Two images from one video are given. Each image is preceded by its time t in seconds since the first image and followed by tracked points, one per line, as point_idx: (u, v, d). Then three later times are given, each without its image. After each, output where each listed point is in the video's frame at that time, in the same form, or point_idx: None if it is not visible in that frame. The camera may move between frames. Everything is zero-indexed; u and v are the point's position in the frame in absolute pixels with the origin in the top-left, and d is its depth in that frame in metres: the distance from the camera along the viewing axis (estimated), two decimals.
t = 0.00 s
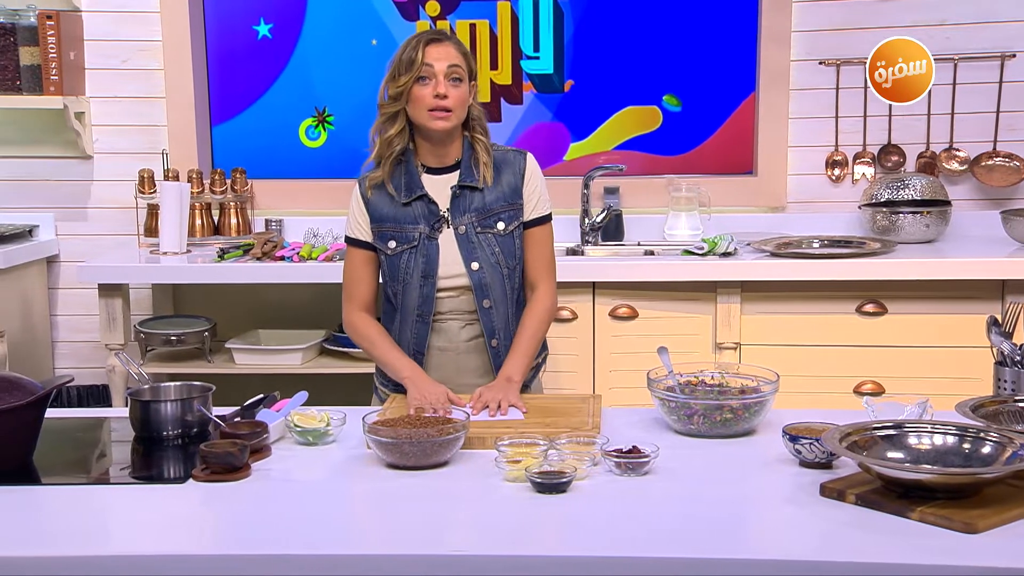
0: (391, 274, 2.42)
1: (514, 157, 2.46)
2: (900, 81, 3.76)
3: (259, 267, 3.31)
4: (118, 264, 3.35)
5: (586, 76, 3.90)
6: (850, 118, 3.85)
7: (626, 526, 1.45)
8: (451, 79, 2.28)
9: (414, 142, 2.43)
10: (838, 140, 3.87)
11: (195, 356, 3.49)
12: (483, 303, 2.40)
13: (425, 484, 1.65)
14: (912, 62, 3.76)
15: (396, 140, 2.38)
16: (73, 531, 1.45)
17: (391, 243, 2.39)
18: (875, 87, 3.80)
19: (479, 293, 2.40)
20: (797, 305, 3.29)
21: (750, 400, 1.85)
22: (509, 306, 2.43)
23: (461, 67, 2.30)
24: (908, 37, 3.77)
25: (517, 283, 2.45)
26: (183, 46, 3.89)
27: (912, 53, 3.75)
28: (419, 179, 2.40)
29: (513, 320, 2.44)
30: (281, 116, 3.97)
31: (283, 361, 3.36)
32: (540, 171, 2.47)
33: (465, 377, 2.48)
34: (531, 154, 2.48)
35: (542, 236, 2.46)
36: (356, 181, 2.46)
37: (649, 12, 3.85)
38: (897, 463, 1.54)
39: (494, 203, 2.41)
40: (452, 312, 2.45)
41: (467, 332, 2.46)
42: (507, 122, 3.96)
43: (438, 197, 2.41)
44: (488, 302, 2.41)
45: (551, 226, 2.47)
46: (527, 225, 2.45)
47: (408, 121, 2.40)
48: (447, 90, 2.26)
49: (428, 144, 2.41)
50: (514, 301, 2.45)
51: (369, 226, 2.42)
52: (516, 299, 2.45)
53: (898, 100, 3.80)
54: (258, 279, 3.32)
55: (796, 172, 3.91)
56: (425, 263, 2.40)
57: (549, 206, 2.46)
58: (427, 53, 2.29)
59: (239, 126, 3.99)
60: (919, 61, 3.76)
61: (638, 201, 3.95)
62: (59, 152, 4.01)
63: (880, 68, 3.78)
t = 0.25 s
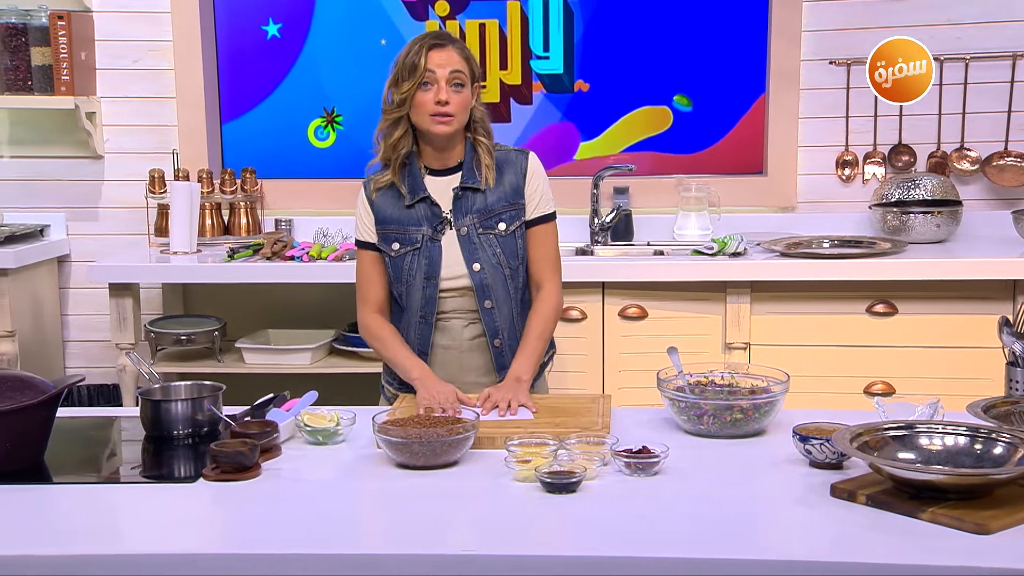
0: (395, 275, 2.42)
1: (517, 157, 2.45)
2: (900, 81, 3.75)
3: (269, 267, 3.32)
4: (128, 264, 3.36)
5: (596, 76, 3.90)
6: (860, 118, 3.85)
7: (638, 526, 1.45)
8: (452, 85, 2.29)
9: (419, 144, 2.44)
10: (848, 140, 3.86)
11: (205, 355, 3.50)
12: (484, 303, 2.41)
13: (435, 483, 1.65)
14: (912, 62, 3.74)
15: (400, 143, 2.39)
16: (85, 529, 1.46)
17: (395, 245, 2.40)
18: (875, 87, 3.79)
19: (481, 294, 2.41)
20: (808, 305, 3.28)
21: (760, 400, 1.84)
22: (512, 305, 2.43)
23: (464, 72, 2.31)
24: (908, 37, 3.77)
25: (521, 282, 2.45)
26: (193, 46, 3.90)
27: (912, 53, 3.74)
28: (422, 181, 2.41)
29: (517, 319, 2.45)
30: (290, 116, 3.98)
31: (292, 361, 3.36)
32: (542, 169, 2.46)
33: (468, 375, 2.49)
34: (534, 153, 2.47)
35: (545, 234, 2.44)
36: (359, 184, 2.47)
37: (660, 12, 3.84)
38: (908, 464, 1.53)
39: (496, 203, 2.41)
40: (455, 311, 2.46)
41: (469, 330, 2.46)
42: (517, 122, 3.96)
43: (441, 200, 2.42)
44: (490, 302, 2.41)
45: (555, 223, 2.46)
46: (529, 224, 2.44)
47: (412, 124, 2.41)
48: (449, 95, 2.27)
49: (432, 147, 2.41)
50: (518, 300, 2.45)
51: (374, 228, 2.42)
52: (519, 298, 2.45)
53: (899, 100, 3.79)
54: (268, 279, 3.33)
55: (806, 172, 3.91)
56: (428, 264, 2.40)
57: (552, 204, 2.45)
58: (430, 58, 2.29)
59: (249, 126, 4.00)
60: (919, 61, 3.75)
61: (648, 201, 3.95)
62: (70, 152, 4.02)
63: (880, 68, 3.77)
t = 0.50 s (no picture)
0: (403, 274, 2.43)
1: (526, 158, 2.45)
2: (901, 80, 3.75)
3: (277, 266, 3.32)
4: (138, 264, 3.37)
5: (605, 76, 3.90)
6: (869, 118, 3.84)
7: (648, 526, 1.44)
8: (461, 83, 2.28)
9: (429, 144, 2.44)
10: (858, 140, 3.85)
11: (214, 355, 3.51)
12: (490, 303, 2.42)
13: (444, 483, 1.65)
14: (912, 63, 3.74)
15: (408, 142, 2.39)
16: (96, 528, 1.46)
17: (404, 244, 2.41)
18: (875, 87, 3.79)
19: (487, 293, 2.42)
20: (818, 305, 3.27)
21: (769, 400, 1.84)
22: (518, 305, 2.44)
23: (473, 70, 2.30)
24: (908, 37, 3.76)
25: (528, 282, 2.46)
26: (203, 46, 3.91)
27: (913, 53, 3.74)
28: (432, 180, 2.41)
29: (524, 319, 2.46)
30: (298, 116, 3.99)
31: (301, 361, 3.37)
32: (551, 170, 2.45)
33: (474, 374, 2.50)
34: (543, 155, 2.46)
35: (555, 235, 2.43)
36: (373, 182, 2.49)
37: (672, 12, 3.84)
38: (918, 465, 1.53)
39: (504, 204, 2.40)
40: (462, 310, 2.47)
41: (475, 330, 2.48)
42: (525, 122, 3.96)
43: (450, 199, 2.42)
44: (496, 302, 2.42)
45: (564, 224, 2.45)
46: (538, 224, 2.43)
47: (421, 124, 2.41)
48: (457, 93, 2.27)
49: (442, 146, 2.41)
50: (525, 300, 2.46)
51: (384, 226, 2.43)
52: (526, 298, 2.46)
53: (893, 100, 3.79)
54: (277, 279, 3.33)
55: (815, 172, 3.90)
56: (435, 264, 2.41)
57: (561, 205, 2.43)
58: (439, 57, 2.29)
59: (258, 126, 4.00)
60: (919, 61, 3.75)
61: (656, 201, 3.95)
62: (80, 152, 4.03)
63: (880, 68, 3.76)
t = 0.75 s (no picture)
0: (416, 270, 2.45)
1: (541, 159, 2.46)
2: (900, 81, 3.74)
3: (284, 266, 3.33)
4: (144, 264, 3.37)
5: (611, 76, 3.90)
6: (876, 117, 3.83)
7: (655, 526, 1.44)
8: (479, 81, 2.30)
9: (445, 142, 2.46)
10: (865, 140, 3.85)
11: (220, 355, 3.51)
12: (502, 301, 2.43)
13: (451, 483, 1.66)
14: (912, 63, 3.74)
15: (429, 138, 2.42)
16: (103, 528, 1.46)
17: (418, 240, 2.43)
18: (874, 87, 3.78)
19: (499, 292, 2.43)
20: (824, 305, 3.27)
21: (776, 401, 1.83)
22: (530, 305, 2.45)
23: (490, 69, 2.32)
24: (908, 37, 3.76)
25: (539, 282, 2.47)
26: (209, 46, 3.92)
27: (913, 53, 3.73)
28: (447, 178, 2.44)
29: (535, 318, 2.47)
30: (305, 116, 3.99)
31: (307, 361, 3.37)
32: (565, 172, 2.46)
33: (485, 373, 2.50)
34: (557, 158, 2.48)
35: (564, 237, 2.43)
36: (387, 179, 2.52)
37: (679, 12, 3.84)
38: (926, 465, 1.53)
39: (517, 204, 2.42)
40: (475, 309, 2.47)
41: (487, 329, 2.48)
42: (532, 122, 3.96)
43: (464, 198, 2.44)
44: (508, 301, 2.43)
45: (573, 227, 2.45)
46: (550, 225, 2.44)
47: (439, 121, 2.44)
48: (474, 91, 2.29)
49: (457, 144, 2.42)
50: (536, 300, 2.47)
51: (397, 223, 2.45)
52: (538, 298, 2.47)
53: (896, 100, 3.78)
54: (283, 279, 3.34)
55: (822, 172, 3.89)
56: (449, 260, 2.43)
57: (573, 207, 2.44)
58: (456, 54, 2.32)
59: (264, 126, 4.01)
60: (920, 62, 3.74)
61: (663, 201, 3.94)
62: (87, 152, 4.04)
63: (879, 68, 3.76)
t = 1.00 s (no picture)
0: (429, 266, 2.46)
1: (554, 160, 2.48)
2: (899, 81, 3.74)
3: (286, 266, 3.33)
4: (147, 264, 3.37)
5: (614, 76, 3.89)
6: (879, 117, 3.83)
7: (656, 527, 1.44)
8: (493, 82, 2.30)
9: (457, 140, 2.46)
10: (868, 140, 3.84)
11: (223, 355, 3.51)
12: (517, 298, 2.43)
13: (454, 483, 1.66)
14: (912, 63, 3.74)
15: (442, 137, 2.41)
16: (106, 528, 1.46)
17: (432, 236, 2.43)
18: (875, 87, 3.78)
19: (514, 289, 2.44)
20: (827, 305, 3.27)
21: (779, 401, 1.83)
22: (544, 302, 2.46)
23: (505, 70, 2.32)
24: (907, 37, 3.76)
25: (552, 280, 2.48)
26: (212, 46, 3.92)
27: (913, 53, 3.73)
28: (461, 175, 2.44)
29: (548, 316, 2.47)
30: (307, 116, 3.99)
31: (310, 361, 3.37)
32: (577, 174, 2.48)
33: (500, 369, 2.52)
34: (570, 159, 2.50)
35: (573, 239, 2.46)
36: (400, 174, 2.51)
37: (682, 12, 3.84)
38: (930, 465, 1.52)
39: (532, 203, 2.43)
40: (489, 307, 2.49)
41: (501, 326, 2.50)
42: (535, 122, 3.96)
43: (479, 194, 2.44)
44: (522, 298, 2.44)
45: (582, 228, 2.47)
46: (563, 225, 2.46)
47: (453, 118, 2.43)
48: (488, 92, 2.29)
49: (470, 141, 2.43)
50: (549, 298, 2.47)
51: (410, 218, 2.45)
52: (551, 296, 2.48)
53: (898, 100, 3.78)
54: (285, 279, 3.34)
55: (825, 171, 3.89)
56: (465, 256, 2.44)
57: (583, 209, 2.47)
58: (472, 56, 2.31)
59: (267, 126, 4.01)
60: (920, 61, 3.74)
61: (665, 201, 3.94)
62: (90, 152, 4.05)
63: (879, 68, 3.75)
